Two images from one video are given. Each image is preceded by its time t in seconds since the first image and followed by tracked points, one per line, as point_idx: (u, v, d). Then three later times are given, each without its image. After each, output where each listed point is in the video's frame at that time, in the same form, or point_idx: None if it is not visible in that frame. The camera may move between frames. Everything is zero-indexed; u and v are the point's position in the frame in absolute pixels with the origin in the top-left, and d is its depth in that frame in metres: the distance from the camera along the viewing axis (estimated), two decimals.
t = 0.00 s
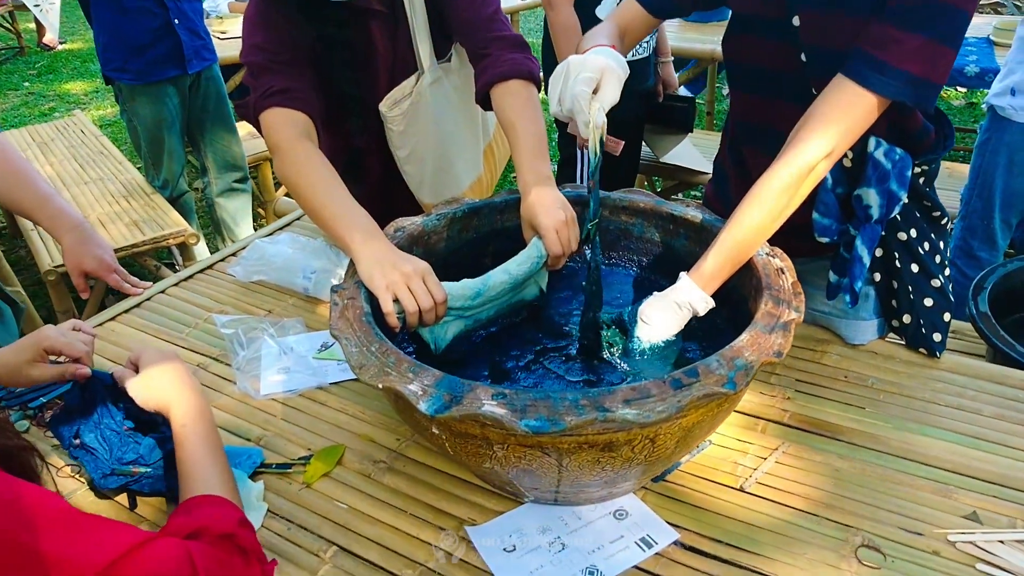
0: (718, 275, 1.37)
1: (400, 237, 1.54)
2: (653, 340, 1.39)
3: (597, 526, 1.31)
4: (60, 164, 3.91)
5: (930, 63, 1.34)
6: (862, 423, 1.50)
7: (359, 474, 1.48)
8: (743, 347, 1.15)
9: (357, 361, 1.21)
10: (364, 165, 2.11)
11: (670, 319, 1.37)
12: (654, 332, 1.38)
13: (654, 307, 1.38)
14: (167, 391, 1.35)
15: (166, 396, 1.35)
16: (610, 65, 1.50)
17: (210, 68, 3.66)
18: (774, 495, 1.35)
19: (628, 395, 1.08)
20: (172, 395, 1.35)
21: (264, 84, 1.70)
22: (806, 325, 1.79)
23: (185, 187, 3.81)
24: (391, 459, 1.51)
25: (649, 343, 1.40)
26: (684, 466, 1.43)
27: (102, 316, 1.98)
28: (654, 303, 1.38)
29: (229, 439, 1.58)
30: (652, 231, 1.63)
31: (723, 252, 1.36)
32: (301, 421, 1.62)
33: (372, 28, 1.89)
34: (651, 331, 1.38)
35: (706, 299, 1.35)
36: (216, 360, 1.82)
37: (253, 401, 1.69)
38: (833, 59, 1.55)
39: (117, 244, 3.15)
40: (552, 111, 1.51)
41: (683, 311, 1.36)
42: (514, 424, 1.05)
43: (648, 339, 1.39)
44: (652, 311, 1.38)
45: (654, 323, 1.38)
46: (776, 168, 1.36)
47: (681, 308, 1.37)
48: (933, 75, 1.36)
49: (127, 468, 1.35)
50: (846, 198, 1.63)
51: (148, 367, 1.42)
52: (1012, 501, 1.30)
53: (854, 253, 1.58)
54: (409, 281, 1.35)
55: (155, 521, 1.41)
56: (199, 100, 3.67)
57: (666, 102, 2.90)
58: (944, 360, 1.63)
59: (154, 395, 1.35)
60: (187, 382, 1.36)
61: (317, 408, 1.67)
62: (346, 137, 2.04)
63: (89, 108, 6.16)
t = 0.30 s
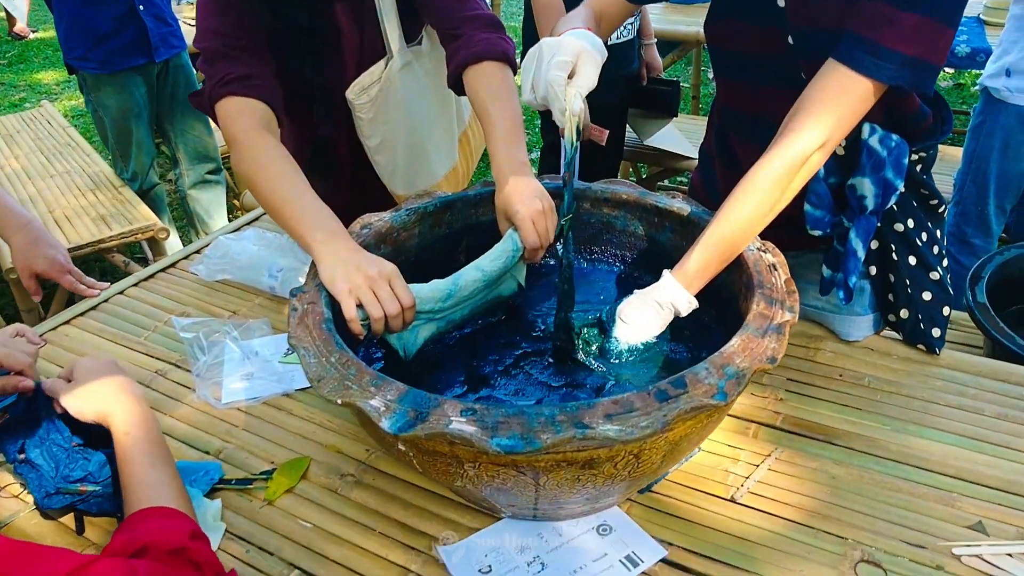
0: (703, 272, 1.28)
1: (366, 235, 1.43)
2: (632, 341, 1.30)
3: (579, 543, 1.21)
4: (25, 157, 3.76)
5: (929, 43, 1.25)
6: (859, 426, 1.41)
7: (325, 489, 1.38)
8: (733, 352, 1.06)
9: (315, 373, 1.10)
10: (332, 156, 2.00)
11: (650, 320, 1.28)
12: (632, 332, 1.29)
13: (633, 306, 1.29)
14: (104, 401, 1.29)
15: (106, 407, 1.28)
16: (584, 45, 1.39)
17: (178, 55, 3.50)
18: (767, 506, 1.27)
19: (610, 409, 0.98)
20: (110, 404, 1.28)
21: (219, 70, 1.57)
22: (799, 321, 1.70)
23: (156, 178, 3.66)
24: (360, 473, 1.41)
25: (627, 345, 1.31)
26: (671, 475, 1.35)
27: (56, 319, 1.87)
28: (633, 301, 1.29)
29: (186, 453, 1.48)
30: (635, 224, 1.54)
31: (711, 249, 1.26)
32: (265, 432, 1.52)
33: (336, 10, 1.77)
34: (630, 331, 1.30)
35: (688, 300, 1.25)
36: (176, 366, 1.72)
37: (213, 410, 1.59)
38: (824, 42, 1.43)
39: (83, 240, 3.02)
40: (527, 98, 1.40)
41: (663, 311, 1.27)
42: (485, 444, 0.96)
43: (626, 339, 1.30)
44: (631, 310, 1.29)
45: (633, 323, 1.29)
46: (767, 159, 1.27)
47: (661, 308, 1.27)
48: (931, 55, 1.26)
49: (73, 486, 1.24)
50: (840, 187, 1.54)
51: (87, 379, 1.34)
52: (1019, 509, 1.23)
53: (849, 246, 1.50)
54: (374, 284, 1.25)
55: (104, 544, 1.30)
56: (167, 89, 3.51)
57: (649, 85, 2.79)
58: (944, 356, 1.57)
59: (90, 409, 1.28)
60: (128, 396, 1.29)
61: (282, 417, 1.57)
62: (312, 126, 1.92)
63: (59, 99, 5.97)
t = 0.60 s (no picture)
0: (692, 271, 1.20)
1: (333, 233, 1.34)
2: (624, 349, 1.22)
3: (562, 562, 1.13)
4: None
5: (928, 23, 1.16)
6: (855, 430, 1.35)
7: (292, 505, 1.30)
8: (725, 361, 0.98)
9: (272, 390, 1.01)
10: (301, 146, 1.90)
11: (639, 325, 1.20)
12: (621, 339, 1.22)
13: (620, 312, 1.21)
14: (36, 425, 1.21)
15: (38, 431, 1.20)
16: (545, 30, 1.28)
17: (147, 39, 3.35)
18: (762, 519, 1.19)
19: (591, 427, 0.90)
20: (43, 428, 1.20)
21: (172, 57, 1.46)
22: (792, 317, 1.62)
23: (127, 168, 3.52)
24: (330, 487, 1.33)
25: (619, 356, 1.24)
26: (660, 486, 1.27)
27: (10, 323, 1.77)
28: (619, 307, 1.22)
29: (145, 468, 1.39)
30: (619, 218, 1.45)
31: (699, 246, 1.18)
32: (229, 443, 1.43)
33: None
34: (619, 338, 1.22)
35: (676, 298, 1.18)
36: (137, 372, 1.62)
37: (175, 419, 1.50)
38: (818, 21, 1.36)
39: (50, 234, 2.89)
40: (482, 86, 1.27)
41: (652, 314, 1.19)
42: (455, 469, 0.87)
43: (617, 348, 1.23)
44: (618, 316, 1.21)
45: (621, 330, 1.21)
46: (755, 149, 1.18)
47: (650, 310, 1.19)
48: (930, 35, 1.17)
49: (20, 518, 1.14)
50: (835, 176, 1.45)
51: (17, 400, 1.25)
52: None
53: (843, 238, 1.40)
54: (338, 290, 1.16)
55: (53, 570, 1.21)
56: (137, 75, 3.37)
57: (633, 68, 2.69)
58: (943, 353, 1.49)
59: (22, 432, 1.20)
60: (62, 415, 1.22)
61: (248, 426, 1.48)
62: (279, 114, 1.82)
63: (31, 85, 5.78)
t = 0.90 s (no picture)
0: (696, 260, 1.12)
1: (314, 221, 1.26)
2: (627, 345, 1.15)
3: (560, 570, 1.06)
4: None
5: None
6: (865, 424, 1.29)
7: (274, 509, 1.23)
8: (734, 358, 0.92)
9: (247, 393, 0.94)
10: (282, 129, 1.81)
11: (642, 318, 1.13)
12: (624, 335, 1.15)
13: (621, 306, 1.15)
14: None
15: None
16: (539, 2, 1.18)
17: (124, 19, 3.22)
18: (770, 520, 1.13)
19: (591, 433, 0.83)
20: None
21: (140, 34, 1.36)
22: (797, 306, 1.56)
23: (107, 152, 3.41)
24: (314, 489, 1.26)
25: (620, 350, 1.16)
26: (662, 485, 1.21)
27: None
28: (620, 301, 1.16)
29: (119, 472, 1.31)
30: (617, 203, 1.38)
31: (703, 234, 1.11)
32: (208, 443, 1.36)
33: None
34: (622, 334, 1.15)
35: (680, 290, 1.11)
36: (111, 369, 1.54)
37: (151, 418, 1.42)
38: None
39: (28, 222, 2.78)
40: (467, 63, 1.18)
41: (655, 307, 1.12)
42: (443, 480, 0.80)
43: (619, 344, 1.16)
44: (620, 310, 1.15)
45: (623, 324, 1.15)
46: (762, 130, 1.11)
47: (653, 302, 1.13)
48: (949, 10, 1.10)
49: None
50: (843, 157, 1.39)
51: None
52: None
53: (853, 223, 1.33)
54: (320, 289, 1.09)
55: None
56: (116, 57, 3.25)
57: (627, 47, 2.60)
58: (954, 342, 1.43)
59: None
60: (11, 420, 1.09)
61: (228, 425, 1.41)
62: (257, 93, 1.72)
63: (9, 68, 5.61)
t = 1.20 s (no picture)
0: (708, 253, 1.05)
1: (305, 214, 1.19)
2: (634, 342, 1.09)
3: None
4: None
5: None
6: (885, 423, 1.23)
7: (267, 518, 1.17)
8: (756, 363, 0.86)
9: (234, 404, 0.88)
10: (271, 116, 1.72)
11: (650, 315, 1.07)
12: (634, 334, 1.08)
13: (627, 302, 1.08)
14: None
15: None
16: None
17: None
18: (789, 528, 1.08)
19: (606, 447, 0.77)
20: None
21: (116, 16, 1.27)
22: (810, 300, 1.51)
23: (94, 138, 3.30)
24: (308, 497, 1.20)
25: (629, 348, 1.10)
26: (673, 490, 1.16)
27: None
28: (625, 296, 1.08)
29: (103, 479, 1.25)
30: (624, 192, 1.31)
31: (716, 226, 1.03)
32: (197, 447, 1.30)
33: None
34: (629, 330, 1.09)
35: (690, 285, 1.04)
36: (94, 369, 1.48)
37: (137, 422, 1.36)
38: None
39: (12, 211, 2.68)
40: (466, 43, 1.09)
41: (663, 304, 1.06)
42: (446, 501, 0.74)
43: (626, 341, 1.09)
44: (626, 306, 1.08)
45: (630, 321, 1.08)
46: (782, 115, 1.02)
47: (661, 298, 1.06)
48: None
49: None
50: (862, 142, 1.33)
51: None
52: None
53: (873, 213, 1.27)
54: (313, 291, 1.03)
55: None
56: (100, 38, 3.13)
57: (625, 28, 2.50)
58: (975, 336, 1.37)
59: None
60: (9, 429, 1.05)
61: (217, 427, 1.34)
62: (244, 77, 1.62)
63: None
